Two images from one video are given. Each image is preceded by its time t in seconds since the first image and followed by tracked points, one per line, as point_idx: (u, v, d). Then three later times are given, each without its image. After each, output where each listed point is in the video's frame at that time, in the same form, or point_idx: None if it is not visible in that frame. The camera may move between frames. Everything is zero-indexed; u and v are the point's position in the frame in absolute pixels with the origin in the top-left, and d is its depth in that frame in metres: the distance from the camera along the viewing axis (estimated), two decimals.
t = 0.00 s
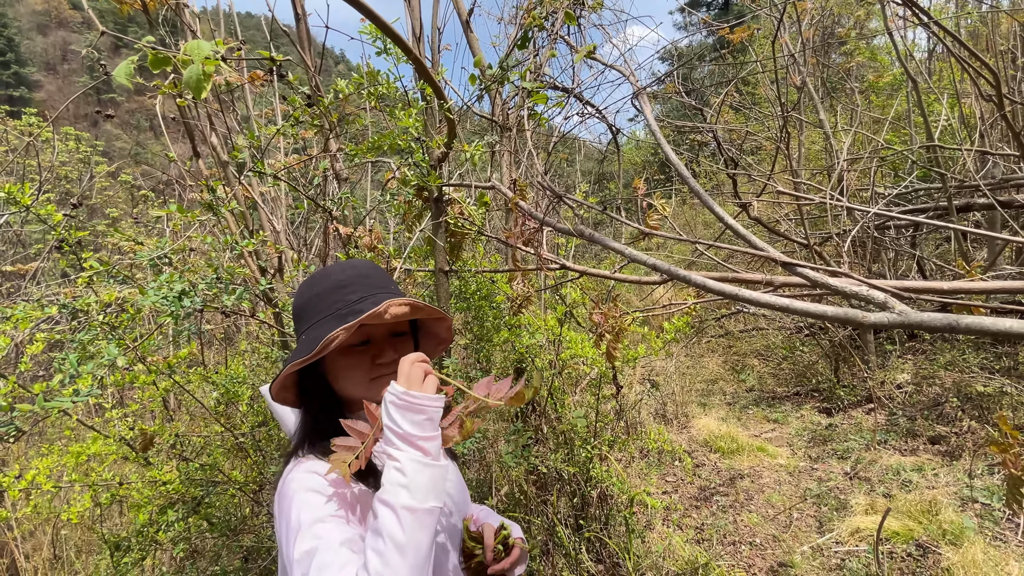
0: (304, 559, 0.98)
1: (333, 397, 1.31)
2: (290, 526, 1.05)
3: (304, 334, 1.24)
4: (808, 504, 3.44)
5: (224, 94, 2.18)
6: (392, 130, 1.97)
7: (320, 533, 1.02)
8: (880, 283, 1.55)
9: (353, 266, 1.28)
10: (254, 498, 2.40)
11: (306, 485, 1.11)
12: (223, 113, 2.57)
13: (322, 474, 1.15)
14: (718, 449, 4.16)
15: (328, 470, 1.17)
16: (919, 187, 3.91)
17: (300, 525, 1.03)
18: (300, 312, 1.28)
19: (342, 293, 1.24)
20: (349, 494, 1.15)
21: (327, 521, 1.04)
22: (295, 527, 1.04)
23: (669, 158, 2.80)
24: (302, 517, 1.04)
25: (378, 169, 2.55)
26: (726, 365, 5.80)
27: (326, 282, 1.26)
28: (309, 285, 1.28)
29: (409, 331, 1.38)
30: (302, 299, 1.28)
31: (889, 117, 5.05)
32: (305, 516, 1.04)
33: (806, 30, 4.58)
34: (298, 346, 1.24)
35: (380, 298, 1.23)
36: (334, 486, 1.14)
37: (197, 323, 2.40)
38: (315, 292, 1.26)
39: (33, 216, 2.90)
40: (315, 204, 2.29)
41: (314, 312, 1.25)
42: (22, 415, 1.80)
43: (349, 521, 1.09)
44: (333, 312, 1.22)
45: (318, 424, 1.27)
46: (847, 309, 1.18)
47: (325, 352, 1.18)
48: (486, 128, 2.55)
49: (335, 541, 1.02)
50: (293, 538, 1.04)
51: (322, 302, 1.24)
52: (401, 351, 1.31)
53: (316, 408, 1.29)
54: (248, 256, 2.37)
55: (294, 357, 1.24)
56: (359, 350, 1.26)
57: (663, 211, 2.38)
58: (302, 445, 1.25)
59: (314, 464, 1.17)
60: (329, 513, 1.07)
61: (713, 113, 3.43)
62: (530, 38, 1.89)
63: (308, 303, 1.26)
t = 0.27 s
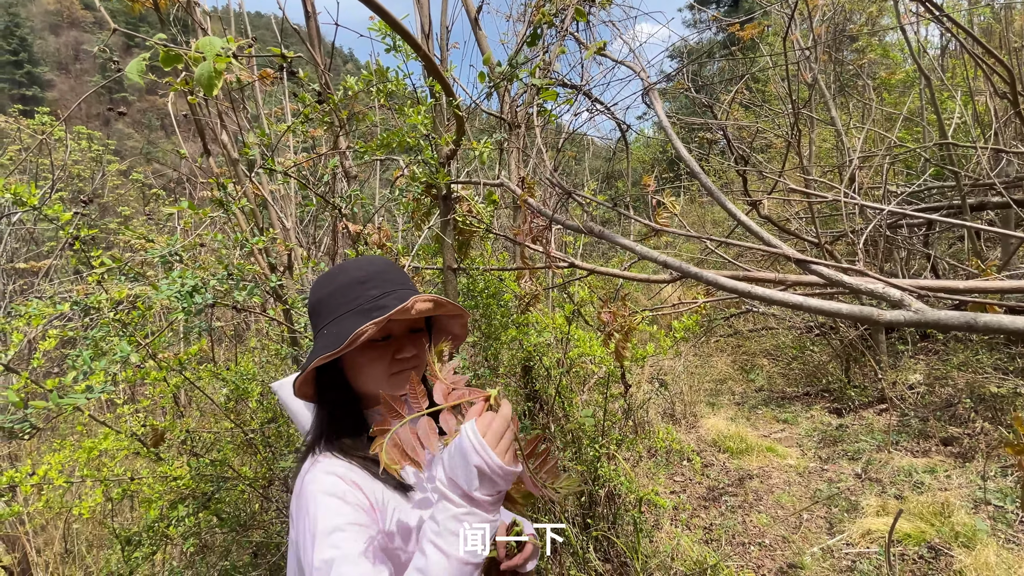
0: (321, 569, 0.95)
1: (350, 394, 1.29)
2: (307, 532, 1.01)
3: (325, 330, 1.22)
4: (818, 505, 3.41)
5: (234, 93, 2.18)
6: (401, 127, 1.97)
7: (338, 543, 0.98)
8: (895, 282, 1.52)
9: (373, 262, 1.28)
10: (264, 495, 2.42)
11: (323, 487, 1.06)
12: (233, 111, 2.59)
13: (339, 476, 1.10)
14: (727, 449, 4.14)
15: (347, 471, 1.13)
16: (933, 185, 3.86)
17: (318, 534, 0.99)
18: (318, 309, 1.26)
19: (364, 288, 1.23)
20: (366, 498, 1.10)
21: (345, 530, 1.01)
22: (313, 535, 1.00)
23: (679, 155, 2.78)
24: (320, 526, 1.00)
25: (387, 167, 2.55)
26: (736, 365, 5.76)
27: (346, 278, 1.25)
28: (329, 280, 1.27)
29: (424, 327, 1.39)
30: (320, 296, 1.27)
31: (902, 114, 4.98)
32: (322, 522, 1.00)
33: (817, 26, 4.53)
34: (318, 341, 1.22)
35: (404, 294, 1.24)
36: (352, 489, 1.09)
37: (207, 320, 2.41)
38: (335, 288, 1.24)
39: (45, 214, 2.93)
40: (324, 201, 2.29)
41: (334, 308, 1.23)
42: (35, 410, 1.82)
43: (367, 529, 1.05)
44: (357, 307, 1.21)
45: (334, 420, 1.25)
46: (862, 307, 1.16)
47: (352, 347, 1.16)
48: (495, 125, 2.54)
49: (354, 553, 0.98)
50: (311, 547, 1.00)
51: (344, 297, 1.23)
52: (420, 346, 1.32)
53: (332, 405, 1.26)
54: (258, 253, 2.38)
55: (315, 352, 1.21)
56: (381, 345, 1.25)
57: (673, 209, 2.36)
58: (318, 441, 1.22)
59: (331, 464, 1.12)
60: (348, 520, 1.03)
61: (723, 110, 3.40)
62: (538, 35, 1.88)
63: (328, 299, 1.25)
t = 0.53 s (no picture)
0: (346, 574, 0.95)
1: (369, 393, 1.29)
2: (329, 537, 1.01)
3: (346, 330, 1.20)
4: (829, 508, 3.38)
5: (247, 94, 2.21)
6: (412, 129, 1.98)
7: (362, 548, 0.98)
8: (910, 283, 1.51)
9: (393, 262, 1.27)
10: (276, 491, 2.45)
11: (344, 491, 1.06)
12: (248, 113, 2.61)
13: (360, 479, 1.10)
14: (737, 450, 4.11)
15: (366, 473, 1.12)
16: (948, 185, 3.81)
17: (341, 541, 0.99)
18: (337, 309, 1.24)
19: (386, 288, 1.22)
20: (387, 502, 1.10)
21: (368, 534, 1.00)
22: (335, 542, 1.00)
23: (690, 154, 2.76)
24: (344, 532, 1.00)
25: (397, 168, 2.57)
26: (745, 366, 5.72)
27: (366, 278, 1.23)
28: (348, 279, 1.24)
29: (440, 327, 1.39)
30: (338, 296, 1.24)
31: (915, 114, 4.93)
32: (346, 526, 1.00)
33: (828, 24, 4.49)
34: (339, 341, 1.20)
35: (426, 295, 1.24)
36: (373, 493, 1.09)
37: (220, 319, 2.44)
38: (356, 287, 1.23)
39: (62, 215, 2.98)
40: (336, 201, 2.31)
41: (354, 308, 1.22)
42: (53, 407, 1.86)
43: (390, 533, 1.04)
44: (379, 307, 1.20)
45: (354, 421, 1.24)
46: (876, 309, 1.15)
47: (378, 348, 1.15)
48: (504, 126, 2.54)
49: (378, 559, 0.98)
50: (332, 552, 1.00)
51: (365, 298, 1.21)
52: (439, 347, 1.33)
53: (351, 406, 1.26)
54: (270, 253, 2.41)
55: (335, 353, 1.18)
56: (402, 345, 1.25)
57: (684, 209, 2.35)
58: (337, 443, 1.22)
59: (352, 468, 1.13)
60: (372, 524, 1.03)
61: (733, 110, 3.38)
62: (548, 34, 1.88)
63: (348, 299, 1.23)
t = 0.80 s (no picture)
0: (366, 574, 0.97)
1: (378, 394, 1.26)
2: (341, 536, 1.02)
3: (361, 330, 1.17)
4: (838, 509, 3.35)
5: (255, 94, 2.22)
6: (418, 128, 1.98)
7: (380, 546, 1.00)
8: (919, 281, 1.49)
9: (407, 261, 1.26)
10: (283, 488, 2.47)
11: (351, 490, 1.06)
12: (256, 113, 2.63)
13: (365, 478, 1.09)
14: (744, 451, 4.09)
15: (372, 473, 1.11)
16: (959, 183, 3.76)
17: (354, 540, 1.00)
18: (351, 309, 1.22)
19: (402, 289, 1.21)
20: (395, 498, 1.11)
21: (380, 531, 1.02)
22: (347, 542, 1.01)
23: (697, 153, 2.75)
24: (356, 531, 1.01)
25: (404, 167, 2.57)
26: (753, 366, 5.69)
27: (382, 277, 1.22)
28: (363, 278, 1.22)
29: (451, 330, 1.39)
30: (352, 295, 1.22)
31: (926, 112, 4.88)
32: (358, 526, 1.01)
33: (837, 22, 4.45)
34: (354, 341, 1.17)
35: (442, 296, 1.24)
36: (380, 490, 1.09)
37: (228, 318, 2.46)
38: (371, 286, 1.21)
39: (74, 214, 3.01)
40: (343, 200, 2.32)
41: (370, 307, 1.20)
42: (65, 404, 1.88)
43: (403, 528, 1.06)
44: (397, 308, 1.18)
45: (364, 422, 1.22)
46: (884, 308, 1.14)
47: (398, 348, 1.13)
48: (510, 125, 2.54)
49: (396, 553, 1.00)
50: (344, 551, 1.01)
51: (381, 298, 1.20)
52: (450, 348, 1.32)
53: (360, 406, 1.23)
54: (278, 252, 2.42)
55: (351, 354, 1.15)
56: (416, 346, 1.24)
57: (691, 208, 2.34)
58: (345, 442, 1.18)
59: (355, 467, 1.11)
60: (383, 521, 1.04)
61: (741, 108, 3.36)
62: (554, 34, 1.89)
63: (363, 298, 1.20)
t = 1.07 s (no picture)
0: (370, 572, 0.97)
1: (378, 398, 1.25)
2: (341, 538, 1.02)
3: (364, 334, 1.16)
4: (843, 511, 3.33)
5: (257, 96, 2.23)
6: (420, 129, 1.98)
7: (383, 543, 1.01)
8: (924, 283, 1.47)
9: (411, 265, 1.25)
10: (286, 488, 2.48)
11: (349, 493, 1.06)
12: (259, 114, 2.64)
13: (363, 480, 1.10)
14: (749, 452, 4.07)
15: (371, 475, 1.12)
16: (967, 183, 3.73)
17: (354, 541, 1.01)
18: (354, 311, 1.21)
19: (406, 294, 1.20)
20: (392, 496, 1.13)
21: (380, 532, 1.03)
22: (348, 543, 1.01)
23: (701, 154, 2.73)
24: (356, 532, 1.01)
25: (407, 168, 2.57)
26: (758, 367, 5.66)
27: (385, 281, 1.21)
28: (366, 280, 1.22)
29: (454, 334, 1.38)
30: (355, 298, 1.21)
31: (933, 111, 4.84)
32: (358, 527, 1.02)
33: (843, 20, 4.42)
34: (357, 346, 1.16)
35: (445, 302, 1.23)
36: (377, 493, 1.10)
37: (232, 318, 2.47)
38: (375, 290, 1.20)
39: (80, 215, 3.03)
40: (345, 201, 2.32)
41: (374, 312, 1.19)
42: (70, 404, 1.89)
43: (403, 525, 1.08)
44: (401, 313, 1.17)
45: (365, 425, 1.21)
46: (889, 310, 1.13)
47: (402, 355, 1.12)
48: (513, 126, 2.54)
49: (398, 549, 1.02)
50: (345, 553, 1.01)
51: (385, 302, 1.19)
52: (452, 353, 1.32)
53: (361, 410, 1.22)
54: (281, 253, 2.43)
55: (354, 358, 1.14)
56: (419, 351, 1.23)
57: (694, 209, 2.33)
58: (344, 446, 1.18)
59: (353, 469, 1.12)
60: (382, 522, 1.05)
61: (746, 108, 3.34)
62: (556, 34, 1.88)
63: (367, 302, 1.20)
